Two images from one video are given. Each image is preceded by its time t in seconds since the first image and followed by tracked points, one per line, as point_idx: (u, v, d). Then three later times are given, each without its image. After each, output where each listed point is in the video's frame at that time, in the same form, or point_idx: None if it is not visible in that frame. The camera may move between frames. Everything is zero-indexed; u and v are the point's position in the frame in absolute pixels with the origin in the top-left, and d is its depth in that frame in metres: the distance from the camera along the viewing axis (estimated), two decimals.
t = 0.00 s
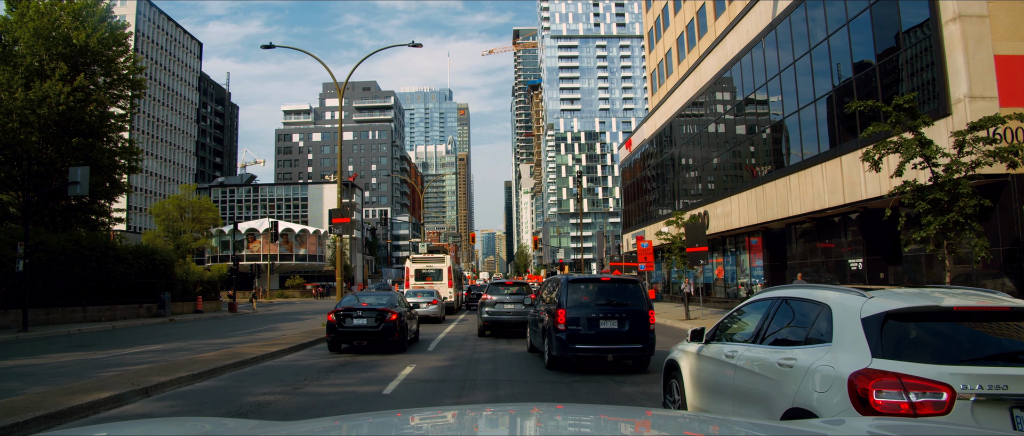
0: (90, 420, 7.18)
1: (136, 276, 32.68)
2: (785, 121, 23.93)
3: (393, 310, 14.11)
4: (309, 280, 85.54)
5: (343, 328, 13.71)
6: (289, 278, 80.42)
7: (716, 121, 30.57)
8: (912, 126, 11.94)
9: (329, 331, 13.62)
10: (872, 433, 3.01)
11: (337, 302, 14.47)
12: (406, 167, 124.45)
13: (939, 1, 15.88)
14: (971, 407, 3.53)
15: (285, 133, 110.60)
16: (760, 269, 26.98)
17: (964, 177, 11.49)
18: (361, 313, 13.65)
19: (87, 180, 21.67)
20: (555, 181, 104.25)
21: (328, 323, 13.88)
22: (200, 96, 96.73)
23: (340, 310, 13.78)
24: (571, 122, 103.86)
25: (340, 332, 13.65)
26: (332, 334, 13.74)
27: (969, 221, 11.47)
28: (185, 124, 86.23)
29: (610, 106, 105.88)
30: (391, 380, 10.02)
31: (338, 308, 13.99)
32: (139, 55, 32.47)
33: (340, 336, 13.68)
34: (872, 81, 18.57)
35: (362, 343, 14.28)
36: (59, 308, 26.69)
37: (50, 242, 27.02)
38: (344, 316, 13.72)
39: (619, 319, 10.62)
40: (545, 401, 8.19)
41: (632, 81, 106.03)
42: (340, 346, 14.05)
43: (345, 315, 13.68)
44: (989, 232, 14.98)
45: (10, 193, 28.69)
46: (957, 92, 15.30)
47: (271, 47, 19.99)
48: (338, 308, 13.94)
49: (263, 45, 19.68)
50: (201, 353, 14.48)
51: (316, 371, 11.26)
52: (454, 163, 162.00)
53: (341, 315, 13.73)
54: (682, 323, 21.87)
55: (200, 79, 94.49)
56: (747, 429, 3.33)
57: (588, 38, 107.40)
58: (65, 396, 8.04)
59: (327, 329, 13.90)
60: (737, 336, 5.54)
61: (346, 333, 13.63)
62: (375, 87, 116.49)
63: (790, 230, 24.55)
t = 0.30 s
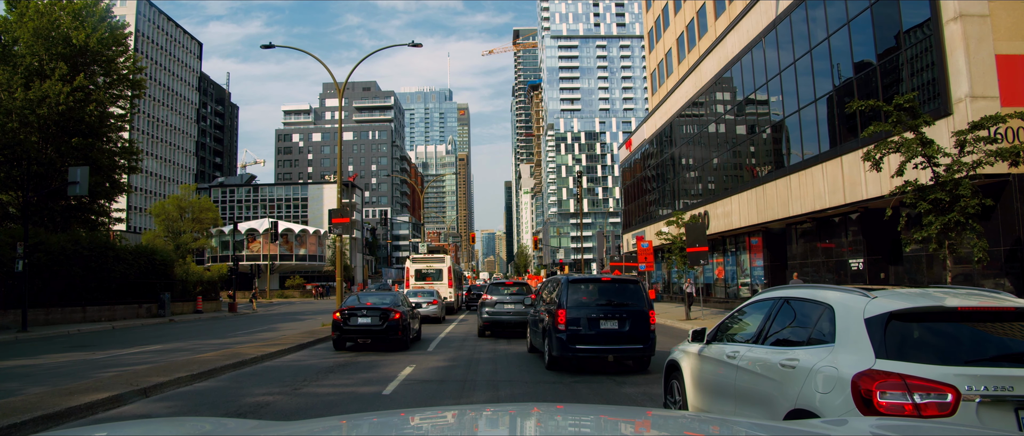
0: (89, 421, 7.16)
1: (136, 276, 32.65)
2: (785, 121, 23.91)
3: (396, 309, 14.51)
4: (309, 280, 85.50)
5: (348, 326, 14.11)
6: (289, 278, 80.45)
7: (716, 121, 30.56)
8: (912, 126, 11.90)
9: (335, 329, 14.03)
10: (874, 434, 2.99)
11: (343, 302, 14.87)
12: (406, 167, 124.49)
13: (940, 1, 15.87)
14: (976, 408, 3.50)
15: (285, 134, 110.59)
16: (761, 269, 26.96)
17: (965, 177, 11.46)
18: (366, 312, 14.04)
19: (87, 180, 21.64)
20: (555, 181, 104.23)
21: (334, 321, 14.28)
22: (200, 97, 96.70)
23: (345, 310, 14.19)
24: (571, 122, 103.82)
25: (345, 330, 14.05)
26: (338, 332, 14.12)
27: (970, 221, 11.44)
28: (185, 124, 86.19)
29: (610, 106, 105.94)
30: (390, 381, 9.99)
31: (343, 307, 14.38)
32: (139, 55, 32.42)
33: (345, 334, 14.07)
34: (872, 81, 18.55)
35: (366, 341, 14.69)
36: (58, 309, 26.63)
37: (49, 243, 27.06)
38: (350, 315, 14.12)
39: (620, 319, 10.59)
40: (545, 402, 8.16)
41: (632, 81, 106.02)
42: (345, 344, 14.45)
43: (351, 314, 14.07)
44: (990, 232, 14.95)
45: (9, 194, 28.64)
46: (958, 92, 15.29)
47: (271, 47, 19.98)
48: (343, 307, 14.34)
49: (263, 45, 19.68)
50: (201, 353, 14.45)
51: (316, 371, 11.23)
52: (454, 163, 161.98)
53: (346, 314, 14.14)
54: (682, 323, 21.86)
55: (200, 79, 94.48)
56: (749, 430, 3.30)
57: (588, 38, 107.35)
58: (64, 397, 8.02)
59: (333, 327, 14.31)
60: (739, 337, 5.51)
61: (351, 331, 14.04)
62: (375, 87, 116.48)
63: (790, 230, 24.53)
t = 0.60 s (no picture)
0: (87, 421, 7.12)
1: (136, 276, 32.63)
2: (786, 121, 23.88)
3: (399, 308, 14.94)
4: (309, 280, 85.57)
5: (352, 325, 14.52)
6: (289, 278, 80.50)
7: (716, 121, 30.54)
8: (913, 125, 11.85)
9: (340, 328, 14.43)
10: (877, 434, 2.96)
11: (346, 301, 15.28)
12: (406, 167, 124.49)
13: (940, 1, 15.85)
14: (983, 410, 3.46)
15: (285, 134, 110.60)
16: (761, 269, 26.94)
17: (966, 176, 11.42)
18: (369, 312, 14.44)
19: (87, 180, 21.63)
20: (555, 181, 104.25)
21: (338, 320, 14.69)
22: (200, 97, 96.67)
23: (349, 309, 14.60)
24: (571, 122, 103.82)
25: (349, 329, 14.46)
26: (342, 331, 14.55)
27: (971, 220, 11.40)
28: (184, 124, 86.18)
29: (610, 107, 106.04)
30: (390, 381, 9.95)
31: (347, 307, 14.77)
32: (139, 55, 32.37)
33: (349, 333, 14.48)
34: (872, 81, 18.53)
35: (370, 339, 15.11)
36: (58, 309, 26.58)
37: (49, 243, 27.08)
38: (354, 315, 14.54)
39: (620, 319, 10.55)
40: (545, 402, 8.14)
41: (632, 81, 106.06)
42: (349, 342, 14.86)
43: (354, 314, 14.47)
44: (991, 233, 14.92)
45: (9, 194, 28.60)
46: (959, 91, 15.27)
47: (270, 46, 19.94)
48: (347, 307, 14.74)
49: (262, 45, 19.64)
50: (201, 353, 14.43)
51: (316, 372, 11.20)
52: (454, 164, 161.95)
53: (350, 314, 14.55)
54: (682, 323, 21.84)
55: (200, 79, 94.48)
56: (750, 430, 3.26)
57: (589, 38, 107.29)
58: (63, 397, 8.00)
59: (338, 326, 14.72)
60: (741, 337, 5.46)
61: (355, 330, 14.46)
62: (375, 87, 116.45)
63: (790, 231, 24.51)
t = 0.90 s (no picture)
0: (87, 421, 7.11)
1: (136, 276, 32.61)
2: (786, 121, 23.87)
3: (401, 308, 15.27)
4: (309, 280, 85.58)
5: (356, 324, 14.87)
6: (289, 278, 80.49)
7: (716, 121, 30.54)
8: (913, 125, 11.84)
9: (344, 327, 14.79)
10: (878, 434, 2.95)
11: (350, 301, 15.63)
12: (406, 167, 124.50)
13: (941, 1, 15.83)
14: (985, 410, 3.45)
15: (285, 134, 110.62)
16: (761, 269, 26.93)
17: (966, 176, 11.40)
18: (373, 311, 14.79)
19: (86, 180, 21.63)
20: (555, 181, 104.25)
21: (343, 320, 15.04)
22: (200, 97, 96.63)
23: (353, 308, 14.96)
24: (571, 122, 103.82)
25: (353, 328, 14.81)
26: (346, 329, 14.92)
27: (972, 220, 11.40)
28: (184, 124, 86.20)
29: (610, 107, 106.10)
30: (390, 381, 9.92)
31: (351, 306, 15.13)
32: (139, 55, 32.34)
33: (353, 331, 14.86)
34: (873, 81, 18.52)
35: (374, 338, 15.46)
36: (57, 309, 26.55)
37: (48, 243, 27.07)
38: (357, 314, 14.89)
39: (620, 319, 10.54)
40: (545, 402, 8.14)
41: (632, 81, 106.05)
42: (354, 341, 15.20)
43: (359, 313, 14.85)
44: (992, 232, 14.91)
45: (9, 193, 28.58)
46: (960, 91, 15.24)
47: (270, 46, 19.97)
48: (351, 306, 15.09)
49: (262, 44, 19.67)
50: (201, 353, 14.42)
51: (315, 372, 11.19)
52: (454, 164, 161.84)
53: (354, 313, 14.90)
54: (682, 323, 21.83)
55: (200, 79, 94.52)
56: (751, 431, 3.25)
57: (589, 38, 107.26)
58: (63, 397, 7.99)
59: (342, 325, 15.07)
60: (741, 337, 5.46)
61: (359, 328, 14.81)
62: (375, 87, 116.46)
63: (790, 230, 24.48)
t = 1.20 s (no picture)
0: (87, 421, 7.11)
1: (136, 276, 32.62)
2: (786, 121, 23.87)
3: (405, 308, 15.40)
4: (309, 280, 85.60)
5: (360, 323, 15.00)
6: (289, 278, 80.53)
7: (716, 121, 30.55)
8: (913, 125, 11.84)
9: (348, 326, 14.95)
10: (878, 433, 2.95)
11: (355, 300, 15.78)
12: (406, 167, 124.50)
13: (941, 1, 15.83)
14: (984, 410, 3.45)
15: (285, 134, 110.65)
16: (761, 269, 26.94)
17: (966, 176, 11.40)
18: (376, 310, 14.94)
19: (87, 180, 21.61)
20: (555, 181, 104.28)
21: (347, 319, 15.19)
22: (200, 97, 96.62)
23: (357, 308, 15.10)
24: (571, 122, 103.82)
25: (357, 327, 14.95)
26: (350, 328, 15.06)
27: (972, 220, 11.40)
28: (184, 124, 86.20)
29: (610, 106, 106.18)
30: (390, 382, 9.91)
31: (355, 305, 15.28)
32: (139, 55, 32.35)
33: (357, 331, 15.00)
34: (872, 81, 18.52)
35: (378, 337, 15.61)
36: (58, 309, 26.54)
37: (48, 243, 27.06)
38: (361, 313, 15.03)
39: (620, 319, 10.54)
40: (545, 402, 8.14)
41: (632, 80, 106.08)
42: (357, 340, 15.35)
43: (362, 312, 15.00)
44: (992, 233, 14.90)
45: (9, 193, 28.57)
46: (960, 91, 15.25)
47: (271, 46, 19.95)
48: (355, 305, 15.25)
49: (262, 44, 19.66)
50: (201, 353, 14.41)
51: (315, 371, 11.17)
52: (454, 164, 161.85)
53: (358, 312, 15.04)
54: (682, 323, 21.83)
55: (200, 79, 94.54)
56: (751, 430, 3.25)
57: (589, 38, 107.25)
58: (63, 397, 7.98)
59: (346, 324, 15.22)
60: (741, 337, 5.46)
61: (362, 328, 14.95)
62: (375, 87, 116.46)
63: (790, 230, 24.50)
